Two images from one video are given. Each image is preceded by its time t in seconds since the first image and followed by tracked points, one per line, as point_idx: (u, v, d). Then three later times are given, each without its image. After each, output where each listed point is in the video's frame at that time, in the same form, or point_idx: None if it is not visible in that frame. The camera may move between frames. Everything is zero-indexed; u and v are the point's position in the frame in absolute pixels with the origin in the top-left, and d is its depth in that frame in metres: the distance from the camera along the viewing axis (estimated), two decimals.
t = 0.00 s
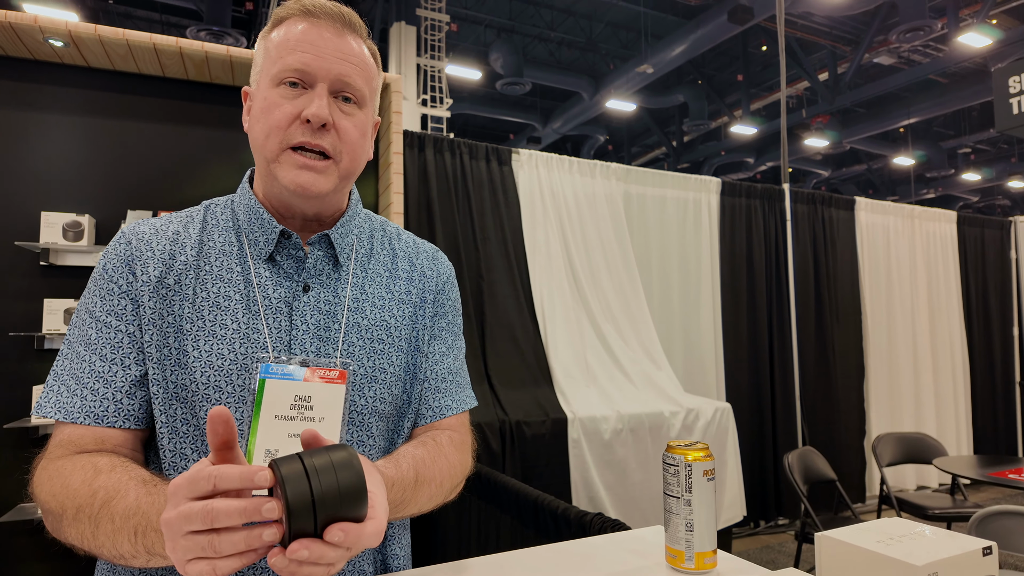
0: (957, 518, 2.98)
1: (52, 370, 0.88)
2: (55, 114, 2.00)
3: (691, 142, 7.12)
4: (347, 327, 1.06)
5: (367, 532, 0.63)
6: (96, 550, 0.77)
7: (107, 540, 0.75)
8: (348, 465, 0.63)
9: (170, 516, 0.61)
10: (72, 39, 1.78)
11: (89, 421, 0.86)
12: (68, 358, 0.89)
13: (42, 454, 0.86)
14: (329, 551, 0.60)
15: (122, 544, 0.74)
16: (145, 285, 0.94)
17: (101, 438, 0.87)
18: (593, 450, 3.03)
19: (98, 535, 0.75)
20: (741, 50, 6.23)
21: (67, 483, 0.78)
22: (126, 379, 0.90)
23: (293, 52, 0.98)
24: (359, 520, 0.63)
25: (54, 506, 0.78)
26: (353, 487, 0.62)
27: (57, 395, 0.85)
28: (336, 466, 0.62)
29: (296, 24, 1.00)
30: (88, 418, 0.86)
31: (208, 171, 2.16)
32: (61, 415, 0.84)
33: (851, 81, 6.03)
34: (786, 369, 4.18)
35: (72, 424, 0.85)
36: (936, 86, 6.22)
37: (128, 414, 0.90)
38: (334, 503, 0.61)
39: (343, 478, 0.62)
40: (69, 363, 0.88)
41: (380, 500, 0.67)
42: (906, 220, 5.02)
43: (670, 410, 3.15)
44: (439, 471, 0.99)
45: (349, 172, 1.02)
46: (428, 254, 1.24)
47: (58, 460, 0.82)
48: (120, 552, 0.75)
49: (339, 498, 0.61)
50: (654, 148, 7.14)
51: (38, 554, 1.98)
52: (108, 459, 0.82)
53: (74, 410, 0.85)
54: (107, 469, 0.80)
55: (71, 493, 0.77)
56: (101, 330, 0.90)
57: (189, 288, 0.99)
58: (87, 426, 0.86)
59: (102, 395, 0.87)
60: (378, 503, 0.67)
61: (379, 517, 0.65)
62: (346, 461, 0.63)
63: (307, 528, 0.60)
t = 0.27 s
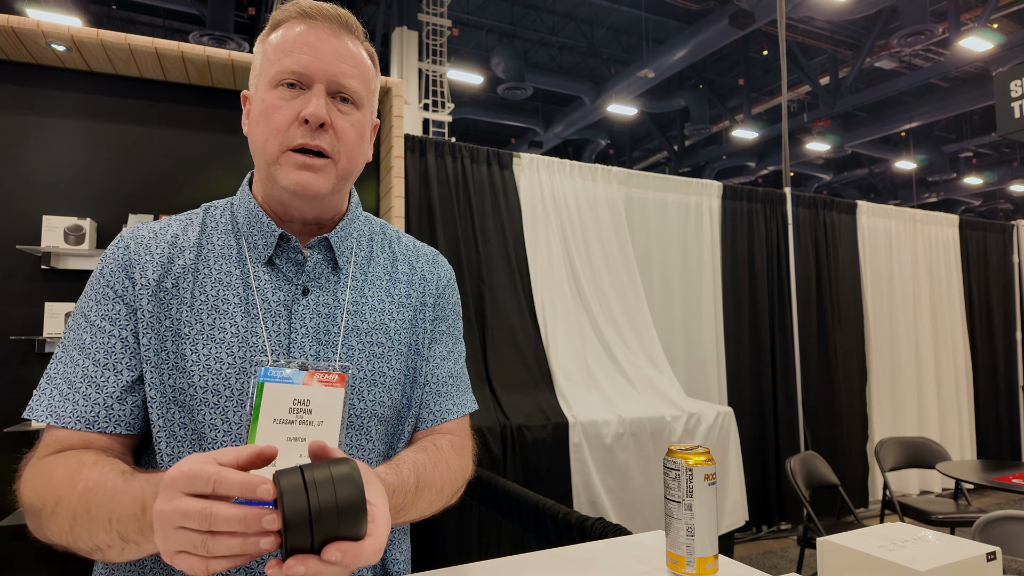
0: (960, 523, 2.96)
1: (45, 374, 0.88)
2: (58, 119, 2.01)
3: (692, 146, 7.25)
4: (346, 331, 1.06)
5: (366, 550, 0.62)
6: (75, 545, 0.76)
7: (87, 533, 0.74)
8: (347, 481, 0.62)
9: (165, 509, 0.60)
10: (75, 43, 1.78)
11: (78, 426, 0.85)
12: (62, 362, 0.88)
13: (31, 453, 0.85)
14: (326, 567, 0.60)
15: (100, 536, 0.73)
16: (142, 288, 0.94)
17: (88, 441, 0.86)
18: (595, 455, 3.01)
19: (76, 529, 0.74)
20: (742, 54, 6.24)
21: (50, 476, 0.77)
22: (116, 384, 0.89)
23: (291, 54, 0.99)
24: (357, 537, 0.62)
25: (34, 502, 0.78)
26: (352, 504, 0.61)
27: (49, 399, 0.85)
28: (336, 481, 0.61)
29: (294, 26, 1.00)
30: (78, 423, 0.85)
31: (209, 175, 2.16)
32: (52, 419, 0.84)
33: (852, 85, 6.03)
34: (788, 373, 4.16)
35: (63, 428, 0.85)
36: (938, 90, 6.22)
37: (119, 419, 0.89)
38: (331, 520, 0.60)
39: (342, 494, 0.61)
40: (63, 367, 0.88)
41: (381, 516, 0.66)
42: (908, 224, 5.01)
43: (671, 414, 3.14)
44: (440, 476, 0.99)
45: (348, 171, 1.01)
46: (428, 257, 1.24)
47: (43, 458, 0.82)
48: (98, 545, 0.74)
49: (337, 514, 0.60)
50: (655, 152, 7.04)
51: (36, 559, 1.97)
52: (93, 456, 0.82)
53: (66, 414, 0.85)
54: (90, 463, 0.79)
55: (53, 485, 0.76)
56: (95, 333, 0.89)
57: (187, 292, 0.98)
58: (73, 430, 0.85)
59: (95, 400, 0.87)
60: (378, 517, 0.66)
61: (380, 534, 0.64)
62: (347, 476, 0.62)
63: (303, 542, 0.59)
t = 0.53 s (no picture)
0: (964, 527, 2.94)
1: (32, 372, 0.88)
2: (59, 121, 2.01)
3: (694, 149, 7.28)
4: (347, 332, 1.05)
5: (375, 558, 0.60)
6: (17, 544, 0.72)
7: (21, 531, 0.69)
8: (374, 479, 0.62)
9: (107, 473, 0.58)
10: (76, 47, 1.79)
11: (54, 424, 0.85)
12: (51, 359, 0.88)
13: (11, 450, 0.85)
14: (328, 554, 0.59)
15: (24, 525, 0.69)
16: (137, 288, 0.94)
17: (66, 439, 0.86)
18: (596, 458, 3.00)
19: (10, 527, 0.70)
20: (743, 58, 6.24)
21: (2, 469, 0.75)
22: (93, 383, 0.88)
23: (304, 56, 0.99)
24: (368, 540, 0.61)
25: None
26: (370, 504, 0.60)
27: (30, 396, 0.85)
28: (363, 473, 0.62)
29: (302, 29, 1.00)
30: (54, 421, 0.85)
31: (210, 178, 2.16)
32: (30, 416, 0.83)
33: (853, 89, 6.03)
34: (790, 377, 4.15)
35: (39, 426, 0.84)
36: (939, 93, 6.22)
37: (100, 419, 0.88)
38: (346, 509, 0.60)
39: (363, 489, 0.61)
40: (50, 365, 0.88)
41: (398, 529, 0.64)
42: (910, 227, 5.00)
43: (673, 417, 3.13)
44: (452, 478, 0.99)
45: (361, 172, 1.03)
46: (431, 259, 1.24)
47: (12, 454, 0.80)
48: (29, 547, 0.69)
49: (355, 507, 0.60)
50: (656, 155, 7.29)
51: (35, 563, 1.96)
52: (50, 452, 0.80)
53: (44, 413, 0.84)
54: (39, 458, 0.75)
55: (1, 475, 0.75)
56: (86, 332, 0.89)
57: (183, 292, 0.98)
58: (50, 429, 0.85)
59: (71, 398, 0.86)
60: (395, 529, 0.64)
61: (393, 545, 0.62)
62: (374, 474, 0.63)
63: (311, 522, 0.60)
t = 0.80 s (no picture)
0: (968, 531, 2.92)
1: (34, 376, 0.88)
2: (61, 124, 2.01)
3: (696, 152, 7.28)
4: (346, 333, 1.05)
5: (388, 575, 0.57)
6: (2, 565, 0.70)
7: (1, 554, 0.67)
8: (399, 494, 0.59)
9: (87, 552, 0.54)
10: (78, 49, 1.79)
11: (60, 427, 0.85)
12: (54, 363, 0.88)
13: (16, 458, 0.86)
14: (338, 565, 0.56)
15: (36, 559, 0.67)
16: (135, 290, 0.94)
17: (61, 442, 0.86)
18: (598, 461, 3.00)
19: None
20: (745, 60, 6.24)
21: None
22: (99, 386, 0.88)
23: (289, 53, 0.99)
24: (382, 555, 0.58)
25: None
26: (392, 519, 0.57)
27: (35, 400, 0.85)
28: (389, 488, 0.59)
29: (290, 28, 1.01)
30: (62, 425, 0.85)
31: (211, 180, 2.16)
32: (38, 421, 0.84)
33: (855, 91, 6.02)
34: (793, 380, 4.14)
35: (47, 429, 0.85)
36: (941, 96, 6.21)
37: (103, 421, 0.88)
38: (366, 522, 0.57)
39: (388, 502, 0.58)
40: (52, 368, 0.88)
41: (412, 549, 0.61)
42: (912, 229, 4.99)
43: (675, 420, 3.12)
44: (455, 477, 0.98)
45: (348, 169, 1.02)
46: (429, 260, 1.23)
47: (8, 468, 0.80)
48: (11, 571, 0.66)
49: (377, 518, 0.57)
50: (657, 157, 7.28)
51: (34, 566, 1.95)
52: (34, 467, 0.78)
53: (51, 416, 0.85)
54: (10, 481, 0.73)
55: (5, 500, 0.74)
56: (87, 335, 0.89)
57: (182, 293, 0.98)
58: (55, 431, 0.85)
59: (79, 401, 0.86)
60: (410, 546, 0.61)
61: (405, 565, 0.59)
62: (401, 490, 0.60)
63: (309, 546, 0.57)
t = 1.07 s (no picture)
0: (972, 534, 2.90)
1: (32, 378, 0.88)
2: (63, 125, 2.02)
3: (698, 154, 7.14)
4: (343, 335, 1.05)
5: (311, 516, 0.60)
6: (68, 553, 0.77)
7: (84, 539, 0.75)
8: (297, 453, 0.60)
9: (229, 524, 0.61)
10: (80, 51, 1.80)
11: (62, 431, 0.85)
12: (52, 365, 0.88)
13: (16, 459, 0.86)
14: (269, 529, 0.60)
15: (92, 545, 0.74)
16: (131, 292, 0.94)
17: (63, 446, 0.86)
18: (599, 464, 2.99)
19: (65, 536, 0.76)
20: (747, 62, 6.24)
21: (35, 486, 0.79)
22: (98, 389, 0.88)
23: (287, 54, 0.99)
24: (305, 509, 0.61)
25: (24, 508, 0.79)
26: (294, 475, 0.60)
27: (34, 403, 0.85)
28: (285, 451, 0.61)
29: (288, 28, 1.00)
30: (62, 428, 0.85)
31: (212, 182, 2.16)
32: (38, 424, 0.84)
33: (857, 93, 6.02)
34: (795, 382, 4.12)
35: (47, 432, 0.85)
36: (944, 98, 6.20)
37: (102, 424, 0.88)
38: (272, 484, 0.60)
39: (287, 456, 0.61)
40: (50, 371, 0.88)
41: (344, 499, 0.64)
42: (914, 231, 4.97)
43: (677, 423, 3.10)
44: (440, 476, 0.98)
45: (348, 172, 1.01)
46: (428, 262, 1.23)
47: (30, 467, 0.82)
48: (93, 555, 0.75)
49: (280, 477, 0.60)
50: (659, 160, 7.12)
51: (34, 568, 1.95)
52: (78, 464, 0.83)
53: (51, 419, 0.85)
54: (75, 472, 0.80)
55: (39, 497, 0.78)
56: (84, 338, 0.89)
57: (179, 295, 0.97)
58: (56, 435, 0.85)
59: (78, 405, 0.86)
60: (342, 498, 0.64)
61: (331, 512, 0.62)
62: (298, 449, 0.61)
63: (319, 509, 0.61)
